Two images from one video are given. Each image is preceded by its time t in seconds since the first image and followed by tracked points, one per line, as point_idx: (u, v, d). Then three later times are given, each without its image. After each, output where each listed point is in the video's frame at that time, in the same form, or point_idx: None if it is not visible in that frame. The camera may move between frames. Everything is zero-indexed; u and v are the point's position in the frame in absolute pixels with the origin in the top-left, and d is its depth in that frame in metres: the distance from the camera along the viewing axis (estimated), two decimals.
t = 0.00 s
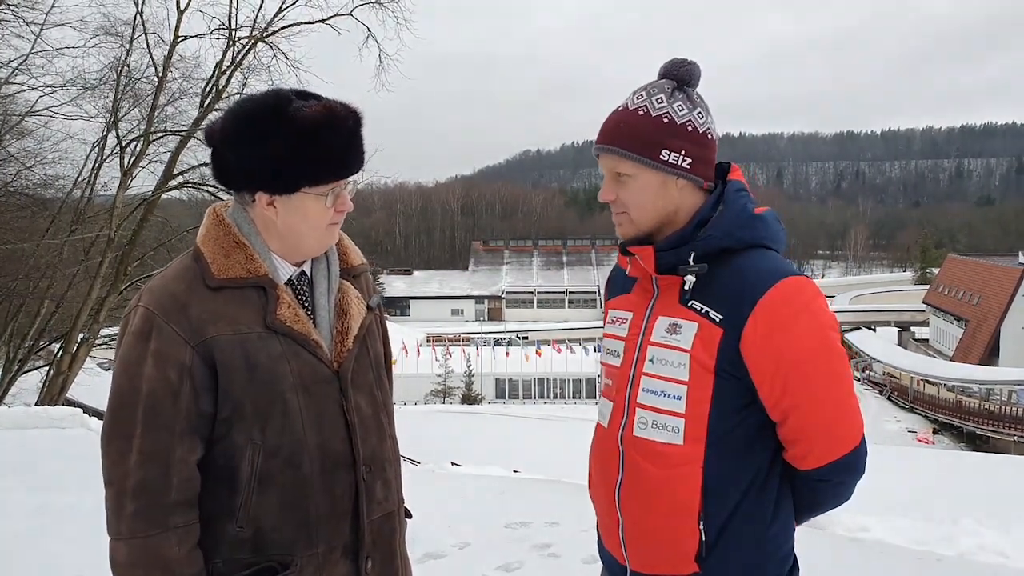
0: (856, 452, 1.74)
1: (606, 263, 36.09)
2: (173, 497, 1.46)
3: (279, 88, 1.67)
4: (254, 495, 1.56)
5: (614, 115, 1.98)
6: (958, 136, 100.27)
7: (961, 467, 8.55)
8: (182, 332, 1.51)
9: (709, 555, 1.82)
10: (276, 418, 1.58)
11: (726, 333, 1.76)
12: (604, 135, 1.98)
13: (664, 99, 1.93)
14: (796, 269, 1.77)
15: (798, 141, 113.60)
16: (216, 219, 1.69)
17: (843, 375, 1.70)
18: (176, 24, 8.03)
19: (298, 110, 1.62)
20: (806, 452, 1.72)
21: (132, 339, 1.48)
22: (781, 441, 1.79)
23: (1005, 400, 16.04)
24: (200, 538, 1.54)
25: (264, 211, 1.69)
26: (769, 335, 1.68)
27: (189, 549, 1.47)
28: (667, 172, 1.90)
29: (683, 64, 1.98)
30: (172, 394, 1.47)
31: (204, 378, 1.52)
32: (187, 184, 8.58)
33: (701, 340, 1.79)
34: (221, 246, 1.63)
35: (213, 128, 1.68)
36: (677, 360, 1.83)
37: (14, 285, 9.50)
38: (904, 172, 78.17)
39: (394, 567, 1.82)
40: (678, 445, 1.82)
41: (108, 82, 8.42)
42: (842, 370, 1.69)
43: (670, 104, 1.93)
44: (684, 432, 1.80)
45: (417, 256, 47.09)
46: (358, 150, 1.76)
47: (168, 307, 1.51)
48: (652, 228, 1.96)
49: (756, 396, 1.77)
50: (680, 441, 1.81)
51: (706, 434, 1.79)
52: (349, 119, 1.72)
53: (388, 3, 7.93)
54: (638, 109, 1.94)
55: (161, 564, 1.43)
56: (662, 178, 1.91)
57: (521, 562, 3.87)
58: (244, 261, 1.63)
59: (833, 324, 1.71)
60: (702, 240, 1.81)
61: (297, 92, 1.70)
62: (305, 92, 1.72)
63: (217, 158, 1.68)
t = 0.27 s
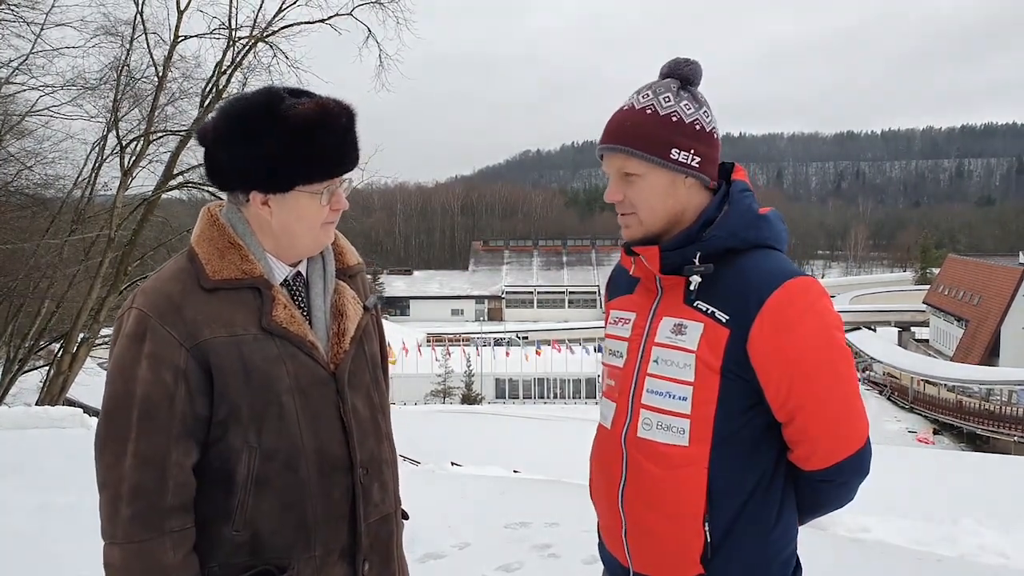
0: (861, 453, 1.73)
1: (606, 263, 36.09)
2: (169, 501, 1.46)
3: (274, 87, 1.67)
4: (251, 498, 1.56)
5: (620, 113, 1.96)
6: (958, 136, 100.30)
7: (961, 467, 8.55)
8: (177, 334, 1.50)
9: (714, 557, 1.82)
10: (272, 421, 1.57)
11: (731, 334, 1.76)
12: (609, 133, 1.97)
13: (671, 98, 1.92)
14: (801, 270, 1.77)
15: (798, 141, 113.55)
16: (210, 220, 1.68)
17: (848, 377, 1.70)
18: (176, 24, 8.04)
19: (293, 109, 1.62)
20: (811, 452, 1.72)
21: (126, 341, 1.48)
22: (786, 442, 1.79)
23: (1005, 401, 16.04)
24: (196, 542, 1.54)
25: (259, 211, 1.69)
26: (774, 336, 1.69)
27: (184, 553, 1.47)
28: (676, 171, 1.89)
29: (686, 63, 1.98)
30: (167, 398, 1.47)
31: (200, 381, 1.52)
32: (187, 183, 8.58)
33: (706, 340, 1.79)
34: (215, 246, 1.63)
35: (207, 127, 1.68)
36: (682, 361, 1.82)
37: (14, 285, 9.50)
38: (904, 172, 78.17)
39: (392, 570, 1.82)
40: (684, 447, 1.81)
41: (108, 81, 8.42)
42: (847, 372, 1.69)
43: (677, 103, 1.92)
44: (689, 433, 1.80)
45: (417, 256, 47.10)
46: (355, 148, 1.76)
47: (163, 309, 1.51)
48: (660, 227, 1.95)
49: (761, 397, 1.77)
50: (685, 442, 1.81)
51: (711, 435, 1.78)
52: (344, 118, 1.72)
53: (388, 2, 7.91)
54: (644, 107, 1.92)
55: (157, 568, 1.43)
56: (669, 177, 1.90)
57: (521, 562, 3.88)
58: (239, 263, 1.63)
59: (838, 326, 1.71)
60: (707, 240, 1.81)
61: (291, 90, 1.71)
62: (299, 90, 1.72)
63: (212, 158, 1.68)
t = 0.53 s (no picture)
0: (869, 452, 1.74)
1: (606, 263, 36.08)
2: (166, 505, 1.46)
3: (271, 85, 1.68)
4: (248, 502, 1.56)
5: (629, 112, 1.95)
6: (958, 136, 100.37)
7: (960, 467, 8.56)
8: (174, 337, 1.50)
9: (723, 557, 1.81)
10: (269, 423, 1.57)
11: (739, 333, 1.76)
12: (617, 133, 1.95)
13: (681, 97, 1.92)
14: (810, 270, 1.77)
15: (798, 141, 113.59)
16: (206, 221, 1.68)
17: (854, 377, 1.70)
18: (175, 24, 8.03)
19: (289, 107, 1.62)
20: (821, 450, 1.72)
21: (121, 344, 1.47)
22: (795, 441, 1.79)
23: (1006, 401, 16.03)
24: (194, 546, 1.54)
25: (257, 211, 1.68)
26: (780, 336, 1.69)
27: (181, 558, 1.47)
28: (689, 170, 1.89)
29: (692, 62, 1.98)
30: (163, 401, 1.47)
31: (196, 384, 1.52)
32: (187, 184, 8.58)
33: (715, 340, 1.79)
34: (212, 247, 1.63)
35: (203, 127, 1.67)
36: (689, 360, 1.82)
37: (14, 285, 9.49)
38: (904, 171, 78.17)
39: (391, 571, 1.83)
40: (693, 447, 1.81)
41: (108, 81, 8.42)
42: (853, 372, 1.69)
43: (688, 102, 1.92)
44: (698, 433, 1.80)
45: (417, 256, 47.08)
46: (352, 146, 1.76)
47: (159, 311, 1.50)
48: (672, 226, 1.94)
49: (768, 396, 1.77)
50: (691, 443, 1.81)
51: (720, 435, 1.78)
52: (342, 117, 1.72)
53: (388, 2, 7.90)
54: (655, 106, 1.91)
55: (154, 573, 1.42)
56: (683, 176, 1.89)
57: (522, 562, 3.88)
58: (236, 264, 1.63)
59: (845, 327, 1.71)
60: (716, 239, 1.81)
61: (288, 89, 1.71)
62: (295, 89, 1.73)
63: (207, 158, 1.68)
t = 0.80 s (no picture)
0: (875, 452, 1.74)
1: (606, 263, 36.09)
2: (166, 508, 1.46)
3: (268, 85, 1.68)
4: (249, 503, 1.56)
5: (636, 111, 1.95)
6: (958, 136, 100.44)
7: (960, 468, 8.56)
8: (174, 338, 1.50)
9: (727, 556, 1.81)
10: (270, 424, 1.57)
11: (744, 333, 1.76)
12: (625, 131, 1.95)
13: (689, 97, 1.91)
14: (815, 269, 1.78)
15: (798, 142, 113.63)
16: (205, 222, 1.68)
17: (859, 376, 1.70)
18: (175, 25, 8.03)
19: (288, 107, 1.63)
20: (828, 449, 1.72)
21: (120, 345, 1.47)
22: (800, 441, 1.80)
23: (1006, 401, 16.03)
24: (194, 550, 1.54)
25: (256, 211, 1.68)
26: (785, 336, 1.69)
27: (181, 561, 1.46)
28: (696, 169, 1.89)
29: (700, 63, 1.99)
30: (163, 402, 1.47)
31: (196, 386, 1.52)
32: (187, 184, 8.58)
33: (720, 339, 1.79)
34: (210, 248, 1.63)
35: (201, 128, 1.68)
36: (693, 359, 1.82)
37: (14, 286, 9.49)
38: (904, 171, 78.18)
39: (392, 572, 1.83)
40: (697, 446, 1.81)
41: (108, 82, 8.42)
42: (858, 371, 1.69)
43: (695, 101, 1.91)
44: (702, 432, 1.80)
45: (416, 256, 47.08)
46: (352, 145, 1.76)
47: (158, 312, 1.50)
48: (678, 226, 1.93)
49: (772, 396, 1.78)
50: (696, 443, 1.81)
51: (724, 436, 1.78)
52: (342, 118, 1.72)
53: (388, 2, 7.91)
54: (663, 105, 1.91)
55: None
56: (689, 175, 1.89)
57: (522, 563, 3.88)
58: (236, 264, 1.63)
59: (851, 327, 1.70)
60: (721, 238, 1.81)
61: (287, 88, 1.71)
62: (294, 89, 1.73)
63: (205, 157, 1.68)
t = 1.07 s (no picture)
0: (875, 470, 1.70)
1: (606, 263, 36.07)
2: (167, 508, 1.43)
3: (269, 84, 1.65)
4: (250, 504, 1.53)
5: (693, 96, 1.89)
6: (959, 136, 100.39)
7: (962, 468, 8.53)
8: (174, 338, 1.47)
9: (708, 555, 1.79)
10: (270, 424, 1.55)
11: (749, 335, 1.73)
12: (676, 115, 1.89)
13: (748, 94, 1.86)
14: (830, 279, 1.75)
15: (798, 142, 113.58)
16: (204, 222, 1.65)
17: (864, 391, 1.65)
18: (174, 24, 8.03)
19: (289, 106, 1.60)
20: (824, 465, 1.70)
21: (119, 346, 1.44)
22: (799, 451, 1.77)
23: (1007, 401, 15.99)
24: (195, 548, 1.51)
25: (257, 211, 1.66)
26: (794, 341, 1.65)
27: (183, 562, 1.44)
28: (737, 169, 1.82)
29: (769, 62, 1.93)
30: (164, 404, 1.44)
31: (197, 385, 1.49)
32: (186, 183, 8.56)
33: (722, 338, 1.76)
34: (210, 248, 1.60)
35: (202, 126, 1.65)
36: (696, 356, 1.80)
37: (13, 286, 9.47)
38: (905, 171, 78.12)
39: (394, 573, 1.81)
40: (689, 442, 1.79)
41: (108, 81, 8.40)
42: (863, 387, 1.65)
43: (753, 99, 1.86)
44: (696, 429, 1.78)
45: (416, 256, 47.08)
46: (353, 145, 1.74)
47: (158, 311, 1.47)
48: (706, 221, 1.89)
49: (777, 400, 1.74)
50: (691, 438, 1.79)
51: (719, 435, 1.76)
52: (343, 116, 1.69)
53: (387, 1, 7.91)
54: (719, 96, 1.85)
55: None
56: (729, 172, 1.83)
57: (522, 564, 3.85)
58: (235, 264, 1.61)
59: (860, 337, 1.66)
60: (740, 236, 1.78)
61: (288, 87, 1.68)
62: (295, 87, 1.70)
63: (206, 157, 1.65)
